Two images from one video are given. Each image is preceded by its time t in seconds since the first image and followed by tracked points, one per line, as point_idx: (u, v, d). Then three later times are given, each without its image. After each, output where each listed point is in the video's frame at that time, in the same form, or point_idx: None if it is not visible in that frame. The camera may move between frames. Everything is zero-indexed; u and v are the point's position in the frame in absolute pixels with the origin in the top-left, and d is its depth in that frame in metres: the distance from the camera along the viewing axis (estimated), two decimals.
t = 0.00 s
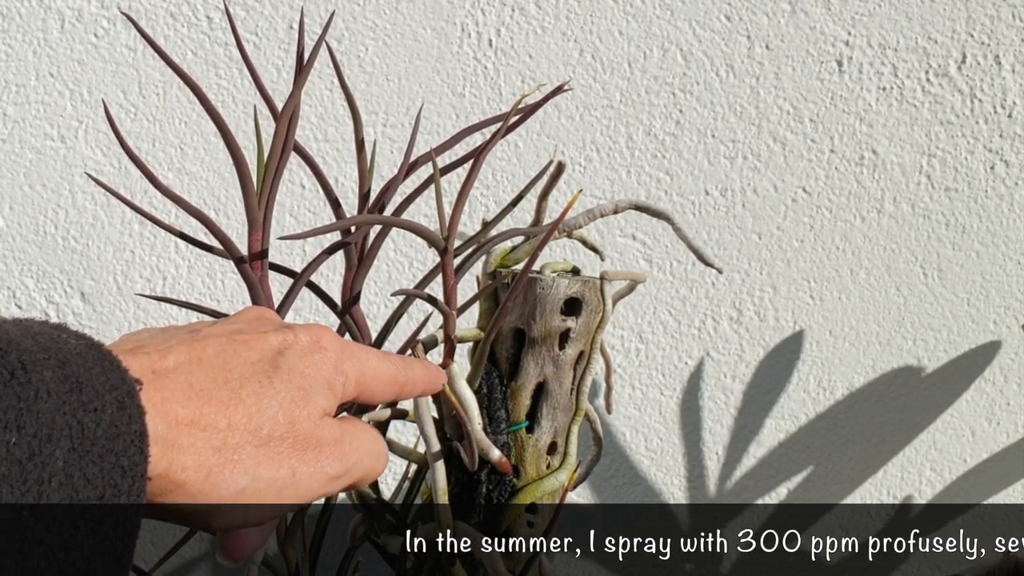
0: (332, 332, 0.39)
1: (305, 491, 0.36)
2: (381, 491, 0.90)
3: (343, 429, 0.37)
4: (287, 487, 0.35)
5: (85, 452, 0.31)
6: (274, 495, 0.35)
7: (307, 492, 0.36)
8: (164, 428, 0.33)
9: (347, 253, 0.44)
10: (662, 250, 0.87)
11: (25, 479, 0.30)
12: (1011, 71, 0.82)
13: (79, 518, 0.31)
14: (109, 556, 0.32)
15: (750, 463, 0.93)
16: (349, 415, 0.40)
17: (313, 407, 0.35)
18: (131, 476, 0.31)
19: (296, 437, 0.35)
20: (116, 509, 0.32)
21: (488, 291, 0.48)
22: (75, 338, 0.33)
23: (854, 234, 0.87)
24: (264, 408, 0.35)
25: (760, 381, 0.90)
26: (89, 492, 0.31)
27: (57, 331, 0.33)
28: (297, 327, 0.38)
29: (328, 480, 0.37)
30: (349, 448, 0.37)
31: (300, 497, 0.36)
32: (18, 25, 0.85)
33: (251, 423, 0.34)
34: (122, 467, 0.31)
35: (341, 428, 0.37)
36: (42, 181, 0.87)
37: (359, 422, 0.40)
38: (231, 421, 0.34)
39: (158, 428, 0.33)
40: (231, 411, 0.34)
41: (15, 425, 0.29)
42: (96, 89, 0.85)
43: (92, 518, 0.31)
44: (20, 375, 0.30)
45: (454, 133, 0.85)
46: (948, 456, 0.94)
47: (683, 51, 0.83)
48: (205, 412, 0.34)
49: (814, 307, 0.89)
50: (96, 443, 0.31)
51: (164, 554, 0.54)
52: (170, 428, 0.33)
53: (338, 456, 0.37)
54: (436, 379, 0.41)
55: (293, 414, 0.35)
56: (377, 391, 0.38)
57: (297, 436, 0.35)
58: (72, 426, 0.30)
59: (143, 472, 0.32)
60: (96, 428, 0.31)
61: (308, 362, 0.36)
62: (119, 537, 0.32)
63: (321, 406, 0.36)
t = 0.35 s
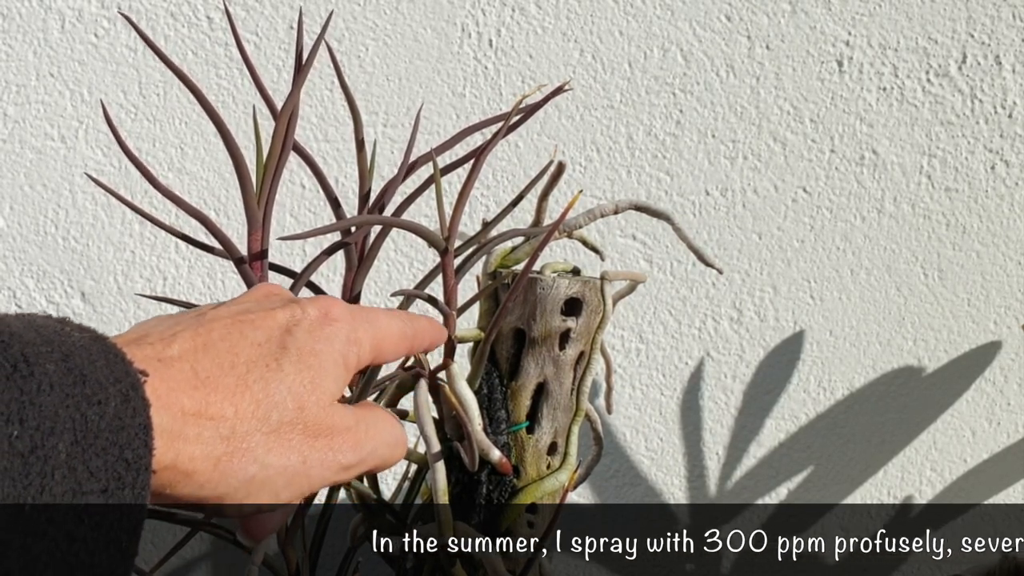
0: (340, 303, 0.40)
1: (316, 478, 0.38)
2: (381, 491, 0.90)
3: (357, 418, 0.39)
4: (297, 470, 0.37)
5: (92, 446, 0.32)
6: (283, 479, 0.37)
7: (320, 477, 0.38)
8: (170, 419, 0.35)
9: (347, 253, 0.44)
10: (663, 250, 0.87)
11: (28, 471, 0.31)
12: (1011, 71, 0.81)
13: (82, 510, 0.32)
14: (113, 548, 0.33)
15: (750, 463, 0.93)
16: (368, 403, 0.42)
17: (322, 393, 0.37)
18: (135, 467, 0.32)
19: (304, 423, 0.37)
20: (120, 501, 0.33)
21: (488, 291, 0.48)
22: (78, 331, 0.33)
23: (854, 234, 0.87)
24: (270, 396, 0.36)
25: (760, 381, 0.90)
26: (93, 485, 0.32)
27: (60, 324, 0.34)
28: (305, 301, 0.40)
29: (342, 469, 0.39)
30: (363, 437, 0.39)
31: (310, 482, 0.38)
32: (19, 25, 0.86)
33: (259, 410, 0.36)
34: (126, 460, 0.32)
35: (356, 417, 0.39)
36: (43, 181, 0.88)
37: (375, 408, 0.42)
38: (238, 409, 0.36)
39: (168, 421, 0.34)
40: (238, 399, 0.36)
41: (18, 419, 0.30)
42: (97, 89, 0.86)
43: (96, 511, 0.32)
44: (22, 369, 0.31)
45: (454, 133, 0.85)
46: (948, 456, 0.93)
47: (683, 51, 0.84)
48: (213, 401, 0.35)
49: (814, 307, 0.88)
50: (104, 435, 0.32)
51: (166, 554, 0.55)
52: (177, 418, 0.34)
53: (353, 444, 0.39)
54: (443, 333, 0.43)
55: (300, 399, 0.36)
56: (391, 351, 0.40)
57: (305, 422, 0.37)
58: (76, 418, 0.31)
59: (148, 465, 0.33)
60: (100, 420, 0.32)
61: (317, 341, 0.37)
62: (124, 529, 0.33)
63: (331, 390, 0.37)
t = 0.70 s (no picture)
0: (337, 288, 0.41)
1: (332, 444, 0.38)
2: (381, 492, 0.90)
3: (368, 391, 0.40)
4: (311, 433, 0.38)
5: (106, 411, 0.33)
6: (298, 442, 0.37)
7: (336, 443, 0.38)
8: (183, 379, 0.36)
9: (347, 252, 0.44)
10: (663, 250, 0.87)
11: (42, 433, 0.32)
12: (1012, 71, 0.81)
13: (95, 473, 0.34)
14: (126, 511, 0.35)
15: (750, 463, 0.93)
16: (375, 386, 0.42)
17: (329, 358, 0.38)
18: (147, 430, 0.34)
19: (316, 389, 0.37)
20: (132, 464, 0.34)
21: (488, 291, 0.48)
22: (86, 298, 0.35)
23: (854, 234, 0.87)
24: (280, 358, 0.37)
25: (760, 381, 0.90)
26: (105, 448, 0.34)
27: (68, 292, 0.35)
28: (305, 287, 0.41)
29: (357, 437, 0.39)
30: (375, 407, 0.40)
31: (327, 450, 0.38)
32: (19, 25, 0.86)
33: (271, 374, 0.37)
34: (137, 423, 0.34)
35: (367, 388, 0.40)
36: (44, 181, 0.88)
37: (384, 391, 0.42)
38: (249, 372, 0.37)
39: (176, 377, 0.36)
40: (249, 363, 0.37)
41: (30, 380, 0.32)
42: (96, 89, 0.86)
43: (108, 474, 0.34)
44: (34, 333, 0.32)
45: (454, 133, 0.85)
46: (948, 456, 0.93)
47: (683, 51, 0.84)
48: (224, 365, 0.37)
49: (814, 307, 0.88)
50: (117, 398, 0.34)
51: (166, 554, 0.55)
52: (190, 379, 0.36)
53: (366, 412, 0.39)
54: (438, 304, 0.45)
55: (310, 363, 0.37)
56: (385, 330, 0.42)
57: (317, 387, 0.38)
58: (88, 381, 0.33)
59: (158, 428, 0.34)
60: (112, 382, 0.33)
61: (321, 314, 0.39)
62: (135, 492, 0.35)
63: (337, 356, 0.38)
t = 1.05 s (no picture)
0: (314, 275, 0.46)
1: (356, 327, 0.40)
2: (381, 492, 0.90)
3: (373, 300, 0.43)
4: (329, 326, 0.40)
5: (109, 331, 0.35)
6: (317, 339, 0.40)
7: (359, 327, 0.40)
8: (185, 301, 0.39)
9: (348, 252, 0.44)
10: (663, 250, 0.87)
11: (48, 352, 0.33)
12: (1012, 70, 0.81)
13: (102, 392, 0.35)
14: (133, 429, 0.36)
15: (750, 463, 0.93)
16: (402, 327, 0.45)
17: (320, 275, 0.42)
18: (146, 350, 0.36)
19: (319, 290, 0.41)
20: (136, 381, 0.36)
21: (488, 291, 0.48)
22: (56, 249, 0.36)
23: (854, 234, 0.87)
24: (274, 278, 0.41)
25: (760, 381, 0.90)
26: (110, 367, 0.35)
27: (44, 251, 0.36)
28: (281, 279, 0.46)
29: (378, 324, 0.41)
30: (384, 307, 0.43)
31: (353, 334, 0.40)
32: (19, 25, 0.86)
33: (270, 287, 0.41)
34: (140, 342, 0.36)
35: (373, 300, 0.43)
36: (44, 181, 0.88)
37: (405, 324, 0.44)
38: (247, 292, 0.40)
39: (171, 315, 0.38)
40: (244, 289, 0.41)
41: (28, 301, 0.33)
42: (96, 89, 0.86)
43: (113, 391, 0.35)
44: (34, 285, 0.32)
45: (454, 133, 0.85)
46: (948, 456, 0.93)
47: (683, 51, 0.84)
48: (222, 294, 0.40)
49: (814, 307, 0.88)
50: (116, 318, 0.35)
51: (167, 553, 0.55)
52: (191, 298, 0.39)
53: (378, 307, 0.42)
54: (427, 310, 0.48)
55: (304, 276, 0.41)
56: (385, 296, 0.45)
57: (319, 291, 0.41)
58: (85, 302, 0.34)
59: (157, 348, 0.36)
60: (107, 303, 0.35)
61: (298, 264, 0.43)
62: (140, 410, 0.36)
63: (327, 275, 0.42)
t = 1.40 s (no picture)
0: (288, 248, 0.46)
1: (359, 267, 0.42)
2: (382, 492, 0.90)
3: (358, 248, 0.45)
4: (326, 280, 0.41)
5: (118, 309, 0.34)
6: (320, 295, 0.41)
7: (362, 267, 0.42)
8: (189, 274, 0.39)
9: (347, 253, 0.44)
10: (663, 250, 0.87)
11: (43, 337, 0.32)
12: (1012, 71, 0.81)
13: (106, 375, 0.33)
14: (142, 413, 0.35)
15: (750, 463, 0.93)
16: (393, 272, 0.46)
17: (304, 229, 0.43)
18: (150, 330, 0.34)
19: (312, 242, 0.42)
20: (143, 362, 0.34)
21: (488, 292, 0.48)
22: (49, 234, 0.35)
23: (854, 234, 0.87)
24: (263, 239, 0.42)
25: (760, 381, 0.90)
26: (113, 350, 0.34)
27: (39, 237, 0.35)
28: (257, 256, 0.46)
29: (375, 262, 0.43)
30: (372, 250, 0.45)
31: (358, 273, 0.42)
32: (19, 25, 0.86)
33: (264, 248, 0.42)
34: (146, 326, 0.34)
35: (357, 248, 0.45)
36: (43, 181, 0.88)
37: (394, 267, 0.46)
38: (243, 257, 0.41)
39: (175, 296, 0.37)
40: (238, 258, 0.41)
41: (21, 285, 0.31)
42: (96, 89, 0.86)
43: (117, 375, 0.34)
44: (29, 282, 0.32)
45: (454, 133, 0.85)
46: (948, 456, 0.93)
47: (683, 51, 0.84)
48: (219, 265, 0.41)
49: (814, 307, 0.88)
50: (118, 296, 0.34)
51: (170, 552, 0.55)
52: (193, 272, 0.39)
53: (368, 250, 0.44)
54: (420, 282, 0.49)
55: (290, 233, 0.43)
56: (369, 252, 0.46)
57: (311, 242, 0.42)
58: (81, 284, 0.33)
59: (162, 326, 0.35)
60: (105, 284, 0.34)
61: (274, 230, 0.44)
62: (149, 392, 0.35)
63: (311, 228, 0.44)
